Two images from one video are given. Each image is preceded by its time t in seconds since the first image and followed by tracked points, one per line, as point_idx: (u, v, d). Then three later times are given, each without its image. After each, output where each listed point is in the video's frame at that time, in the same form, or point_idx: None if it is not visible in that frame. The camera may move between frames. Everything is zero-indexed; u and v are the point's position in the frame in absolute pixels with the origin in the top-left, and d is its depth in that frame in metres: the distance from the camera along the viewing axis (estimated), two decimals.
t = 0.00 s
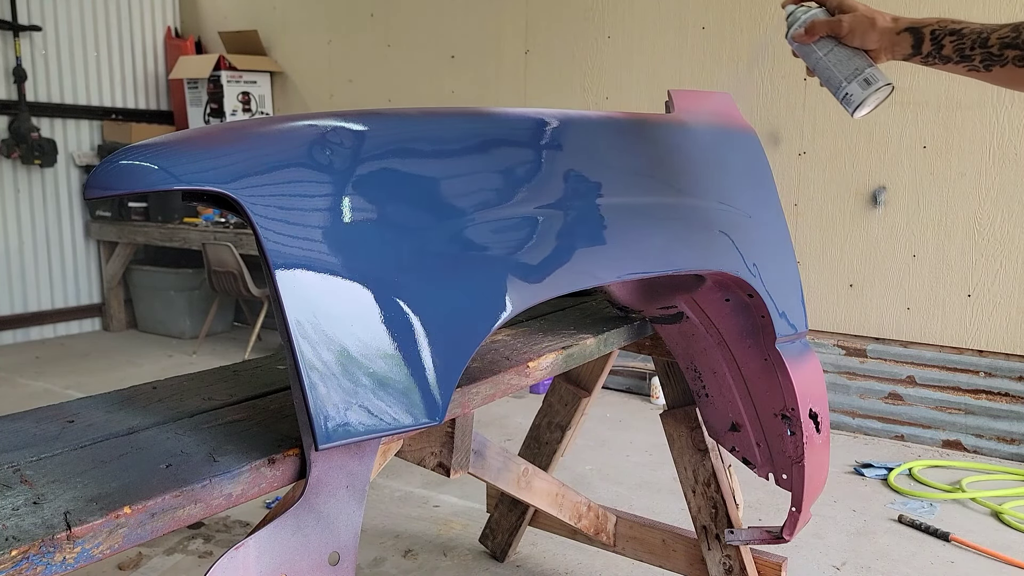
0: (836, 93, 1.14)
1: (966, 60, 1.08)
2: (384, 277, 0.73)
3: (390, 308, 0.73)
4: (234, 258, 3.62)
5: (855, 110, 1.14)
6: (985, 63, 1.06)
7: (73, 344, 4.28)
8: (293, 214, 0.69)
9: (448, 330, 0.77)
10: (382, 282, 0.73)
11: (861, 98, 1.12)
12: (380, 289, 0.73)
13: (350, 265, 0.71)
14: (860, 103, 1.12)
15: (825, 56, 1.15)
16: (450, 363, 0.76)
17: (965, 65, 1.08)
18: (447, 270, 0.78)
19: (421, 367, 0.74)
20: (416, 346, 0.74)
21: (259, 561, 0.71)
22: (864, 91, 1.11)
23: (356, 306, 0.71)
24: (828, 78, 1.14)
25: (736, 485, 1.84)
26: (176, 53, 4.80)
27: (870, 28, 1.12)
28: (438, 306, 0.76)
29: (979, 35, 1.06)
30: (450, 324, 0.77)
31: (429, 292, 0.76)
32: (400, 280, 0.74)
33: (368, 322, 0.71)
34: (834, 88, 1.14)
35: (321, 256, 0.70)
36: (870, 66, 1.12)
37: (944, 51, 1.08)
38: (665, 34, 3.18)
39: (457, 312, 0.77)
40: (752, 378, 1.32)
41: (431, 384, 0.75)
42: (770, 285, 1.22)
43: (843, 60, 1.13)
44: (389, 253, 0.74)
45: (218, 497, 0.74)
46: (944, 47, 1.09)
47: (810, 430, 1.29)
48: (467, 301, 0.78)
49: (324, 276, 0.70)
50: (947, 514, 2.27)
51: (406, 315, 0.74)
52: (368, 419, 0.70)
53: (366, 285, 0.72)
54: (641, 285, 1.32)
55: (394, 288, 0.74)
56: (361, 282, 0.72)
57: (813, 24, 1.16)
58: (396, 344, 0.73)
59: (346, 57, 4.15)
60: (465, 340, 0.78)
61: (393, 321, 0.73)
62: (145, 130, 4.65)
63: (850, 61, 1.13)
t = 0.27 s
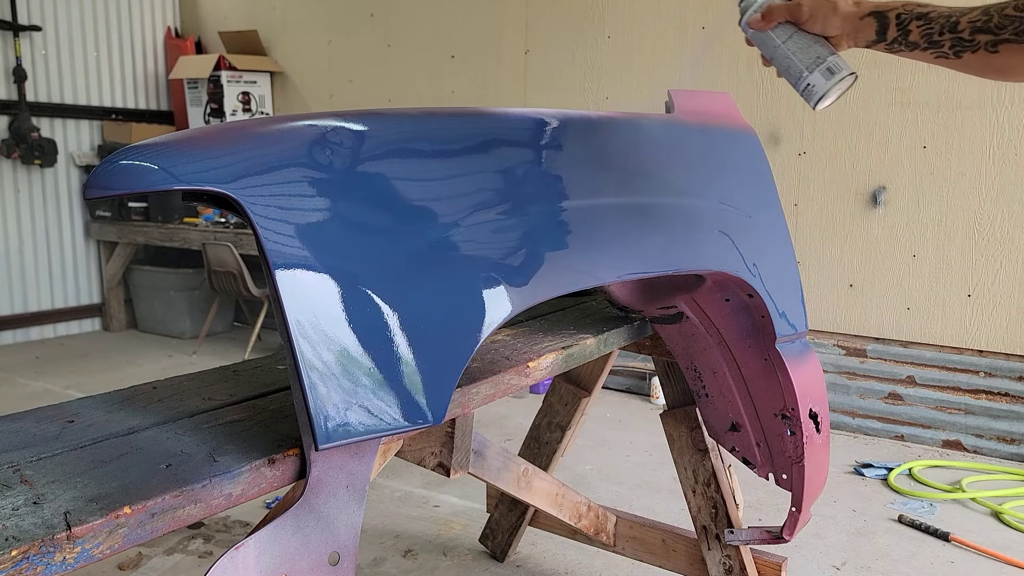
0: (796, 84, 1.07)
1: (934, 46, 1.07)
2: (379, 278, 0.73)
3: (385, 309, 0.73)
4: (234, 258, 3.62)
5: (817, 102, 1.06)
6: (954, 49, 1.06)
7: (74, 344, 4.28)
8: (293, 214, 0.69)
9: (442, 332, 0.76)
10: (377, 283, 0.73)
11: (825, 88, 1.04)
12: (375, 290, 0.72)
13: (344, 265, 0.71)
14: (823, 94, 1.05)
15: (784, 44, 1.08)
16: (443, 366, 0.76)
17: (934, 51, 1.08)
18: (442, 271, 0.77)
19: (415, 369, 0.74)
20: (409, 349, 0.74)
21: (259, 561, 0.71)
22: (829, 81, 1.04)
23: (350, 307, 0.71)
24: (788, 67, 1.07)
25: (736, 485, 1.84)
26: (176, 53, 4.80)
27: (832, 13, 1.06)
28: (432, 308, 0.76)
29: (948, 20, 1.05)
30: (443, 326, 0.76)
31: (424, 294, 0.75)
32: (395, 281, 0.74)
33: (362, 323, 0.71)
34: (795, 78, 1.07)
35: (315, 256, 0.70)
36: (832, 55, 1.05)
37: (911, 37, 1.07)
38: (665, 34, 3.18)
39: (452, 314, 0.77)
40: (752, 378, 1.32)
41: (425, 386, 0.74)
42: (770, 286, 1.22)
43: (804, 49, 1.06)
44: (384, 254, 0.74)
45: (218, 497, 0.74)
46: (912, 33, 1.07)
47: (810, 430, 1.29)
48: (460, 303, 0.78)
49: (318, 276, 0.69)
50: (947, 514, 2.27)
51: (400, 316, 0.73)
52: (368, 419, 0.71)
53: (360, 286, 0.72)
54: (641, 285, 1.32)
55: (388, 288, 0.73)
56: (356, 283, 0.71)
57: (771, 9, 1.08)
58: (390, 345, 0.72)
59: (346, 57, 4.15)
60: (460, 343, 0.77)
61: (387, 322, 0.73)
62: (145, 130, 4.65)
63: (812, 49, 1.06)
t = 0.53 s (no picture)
0: (748, 78, 0.96)
1: (892, 35, 0.94)
2: (374, 279, 0.73)
3: (380, 309, 0.72)
4: (234, 258, 3.62)
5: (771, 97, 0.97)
6: (913, 38, 0.94)
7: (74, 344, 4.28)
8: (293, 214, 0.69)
9: (437, 335, 0.76)
10: (371, 283, 0.72)
11: (782, 81, 0.95)
12: (371, 291, 0.72)
13: (340, 266, 0.71)
14: (779, 87, 0.95)
15: (734, 32, 0.96)
16: (439, 368, 0.75)
17: (891, 40, 0.94)
18: (438, 272, 0.77)
19: (410, 372, 0.73)
20: (404, 351, 0.73)
21: (259, 561, 0.71)
22: (784, 74, 0.94)
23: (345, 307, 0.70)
24: (739, 60, 0.95)
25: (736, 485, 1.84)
26: (176, 53, 4.80)
27: None
28: (428, 310, 0.75)
29: (907, 5, 0.92)
30: (439, 329, 0.76)
31: (420, 295, 0.75)
32: (390, 282, 0.73)
33: (357, 323, 0.71)
34: (747, 71, 0.95)
35: (311, 256, 0.69)
36: (785, 44, 0.95)
37: (869, 25, 0.93)
38: (665, 34, 3.19)
39: (448, 316, 0.76)
40: (752, 378, 1.32)
41: (419, 388, 0.74)
42: (770, 286, 1.22)
43: (755, 38, 0.95)
44: (382, 255, 0.73)
45: (218, 497, 0.74)
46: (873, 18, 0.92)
47: (810, 430, 1.29)
48: (455, 306, 0.77)
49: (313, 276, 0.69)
50: (947, 514, 2.27)
51: (395, 318, 0.73)
52: (368, 419, 0.71)
53: (356, 286, 0.71)
54: (641, 285, 1.32)
55: (386, 288, 0.73)
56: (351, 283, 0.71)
57: None
58: (386, 346, 0.72)
59: (346, 57, 4.15)
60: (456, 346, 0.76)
61: (382, 323, 0.72)
62: (145, 130, 4.65)
63: (765, 37, 0.94)
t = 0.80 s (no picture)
0: (694, 67, 0.87)
1: (842, 20, 0.89)
2: (372, 279, 0.73)
3: (377, 309, 0.72)
4: (234, 258, 3.62)
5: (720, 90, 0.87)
6: (865, 24, 0.89)
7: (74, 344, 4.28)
8: (292, 213, 0.69)
9: (434, 336, 0.75)
10: (369, 282, 0.72)
11: (729, 70, 0.85)
12: (368, 290, 0.72)
13: (338, 266, 0.71)
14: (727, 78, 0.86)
15: (677, 18, 0.88)
16: (437, 368, 0.75)
17: (841, 25, 0.89)
18: (435, 273, 0.77)
19: (407, 371, 0.73)
20: (401, 351, 0.73)
21: (258, 561, 0.71)
22: (733, 62, 0.86)
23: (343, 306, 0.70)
24: (682, 47, 0.87)
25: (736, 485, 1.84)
26: (176, 53, 4.80)
27: None
28: (425, 311, 0.75)
29: None
30: (436, 330, 0.75)
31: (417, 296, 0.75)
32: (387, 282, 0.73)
33: (355, 323, 0.71)
34: (692, 59, 0.87)
35: (309, 255, 0.69)
36: (733, 31, 0.87)
37: (818, 9, 0.88)
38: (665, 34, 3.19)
39: (445, 316, 0.76)
40: (752, 378, 1.32)
41: (417, 388, 0.74)
42: (770, 286, 1.22)
43: (699, 26, 0.87)
44: (380, 254, 0.73)
45: (218, 497, 0.74)
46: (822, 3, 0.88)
47: (810, 430, 1.29)
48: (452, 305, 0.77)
49: (312, 275, 0.69)
50: (947, 514, 2.27)
51: (392, 318, 0.73)
52: (368, 419, 0.71)
53: (353, 286, 0.71)
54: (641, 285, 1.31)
55: (385, 287, 0.73)
56: (349, 283, 0.71)
57: None
58: (383, 347, 0.72)
59: (346, 56, 4.15)
60: (453, 346, 0.76)
61: (380, 323, 0.72)
62: (145, 130, 4.65)
63: (711, 24, 0.87)
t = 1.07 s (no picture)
0: (637, 58, 0.92)
1: (788, 9, 0.94)
2: (370, 279, 0.72)
3: (376, 309, 0.72)
4: (234, 258, 3.62)
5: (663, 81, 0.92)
6: (812, 13, 0.94)
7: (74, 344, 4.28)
8: (291, 213, 0.69)
9: (435, 335, 0.75)
10: (368, 282, 0.72)
11: (673, 62, 0.91)
12: (367, 290, 0.72)
13: (336, 267, 0.71)
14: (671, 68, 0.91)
15: (616, 7, 0.91)
16: (436, 368, 0.75)
17: (786, 14, 0.95)
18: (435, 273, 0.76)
19: (406, 372, 0.73)
20: (400, 351, 0.73)
21: (258, 561, 0.71)
22: (675, 53, 0.90)
23: (341, 306, 0.70)
24: (624, 38, 0.91)
25: (736, 485, 1.84)
26: (176, 53, 4.80)
27: None
28: (424, 310, 0.75)
29: None
30: (435, 329, 0.75)
31: (416, 296, 0.75)
32: (386, 282, 0.73)
33: (353, 323, 0.71)
34: (635, 51, 0.91)
35: (307, 255, 0.70)
36: (671, 20, 0.91)
37: None
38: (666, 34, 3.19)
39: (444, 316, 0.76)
40: (752, 378, 1.32)
41: (416, 389, 0.74)
42: (770, 286, 1.22)
43: (640, 15, 0.91)
44: (379, 254, 0.73)
45: (218, 497, 0.74)
46: None
47: (810, 430, 1.29)
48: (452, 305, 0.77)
49: (310, 275, 0.69)
50: (947, 514, 2.27)
51: (390, 319, 0.73)
52: (368, 418, 0.71)
53: (352, 286, 0.71)
54: (641, 285, 1.32)
55: (383, 287, 0.73)
56: (346, 282, 0.71)
57: None
58: (382, 347, 0.72)
59: (346, 56, 4.15)
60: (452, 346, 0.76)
61: (378, 323, 0.72)
62: (145, 130, 4.65)
63: (650, 13, 0.91)
